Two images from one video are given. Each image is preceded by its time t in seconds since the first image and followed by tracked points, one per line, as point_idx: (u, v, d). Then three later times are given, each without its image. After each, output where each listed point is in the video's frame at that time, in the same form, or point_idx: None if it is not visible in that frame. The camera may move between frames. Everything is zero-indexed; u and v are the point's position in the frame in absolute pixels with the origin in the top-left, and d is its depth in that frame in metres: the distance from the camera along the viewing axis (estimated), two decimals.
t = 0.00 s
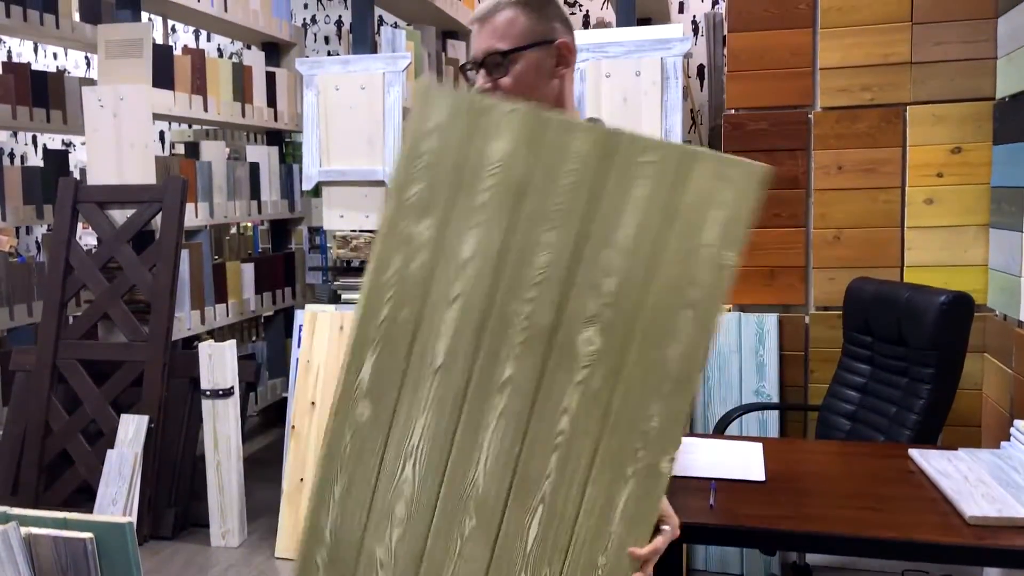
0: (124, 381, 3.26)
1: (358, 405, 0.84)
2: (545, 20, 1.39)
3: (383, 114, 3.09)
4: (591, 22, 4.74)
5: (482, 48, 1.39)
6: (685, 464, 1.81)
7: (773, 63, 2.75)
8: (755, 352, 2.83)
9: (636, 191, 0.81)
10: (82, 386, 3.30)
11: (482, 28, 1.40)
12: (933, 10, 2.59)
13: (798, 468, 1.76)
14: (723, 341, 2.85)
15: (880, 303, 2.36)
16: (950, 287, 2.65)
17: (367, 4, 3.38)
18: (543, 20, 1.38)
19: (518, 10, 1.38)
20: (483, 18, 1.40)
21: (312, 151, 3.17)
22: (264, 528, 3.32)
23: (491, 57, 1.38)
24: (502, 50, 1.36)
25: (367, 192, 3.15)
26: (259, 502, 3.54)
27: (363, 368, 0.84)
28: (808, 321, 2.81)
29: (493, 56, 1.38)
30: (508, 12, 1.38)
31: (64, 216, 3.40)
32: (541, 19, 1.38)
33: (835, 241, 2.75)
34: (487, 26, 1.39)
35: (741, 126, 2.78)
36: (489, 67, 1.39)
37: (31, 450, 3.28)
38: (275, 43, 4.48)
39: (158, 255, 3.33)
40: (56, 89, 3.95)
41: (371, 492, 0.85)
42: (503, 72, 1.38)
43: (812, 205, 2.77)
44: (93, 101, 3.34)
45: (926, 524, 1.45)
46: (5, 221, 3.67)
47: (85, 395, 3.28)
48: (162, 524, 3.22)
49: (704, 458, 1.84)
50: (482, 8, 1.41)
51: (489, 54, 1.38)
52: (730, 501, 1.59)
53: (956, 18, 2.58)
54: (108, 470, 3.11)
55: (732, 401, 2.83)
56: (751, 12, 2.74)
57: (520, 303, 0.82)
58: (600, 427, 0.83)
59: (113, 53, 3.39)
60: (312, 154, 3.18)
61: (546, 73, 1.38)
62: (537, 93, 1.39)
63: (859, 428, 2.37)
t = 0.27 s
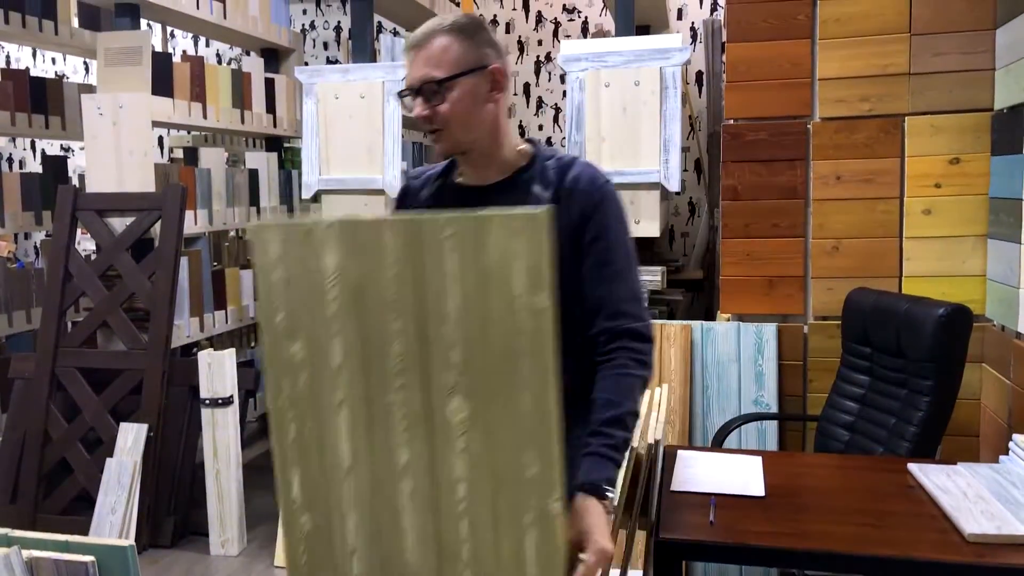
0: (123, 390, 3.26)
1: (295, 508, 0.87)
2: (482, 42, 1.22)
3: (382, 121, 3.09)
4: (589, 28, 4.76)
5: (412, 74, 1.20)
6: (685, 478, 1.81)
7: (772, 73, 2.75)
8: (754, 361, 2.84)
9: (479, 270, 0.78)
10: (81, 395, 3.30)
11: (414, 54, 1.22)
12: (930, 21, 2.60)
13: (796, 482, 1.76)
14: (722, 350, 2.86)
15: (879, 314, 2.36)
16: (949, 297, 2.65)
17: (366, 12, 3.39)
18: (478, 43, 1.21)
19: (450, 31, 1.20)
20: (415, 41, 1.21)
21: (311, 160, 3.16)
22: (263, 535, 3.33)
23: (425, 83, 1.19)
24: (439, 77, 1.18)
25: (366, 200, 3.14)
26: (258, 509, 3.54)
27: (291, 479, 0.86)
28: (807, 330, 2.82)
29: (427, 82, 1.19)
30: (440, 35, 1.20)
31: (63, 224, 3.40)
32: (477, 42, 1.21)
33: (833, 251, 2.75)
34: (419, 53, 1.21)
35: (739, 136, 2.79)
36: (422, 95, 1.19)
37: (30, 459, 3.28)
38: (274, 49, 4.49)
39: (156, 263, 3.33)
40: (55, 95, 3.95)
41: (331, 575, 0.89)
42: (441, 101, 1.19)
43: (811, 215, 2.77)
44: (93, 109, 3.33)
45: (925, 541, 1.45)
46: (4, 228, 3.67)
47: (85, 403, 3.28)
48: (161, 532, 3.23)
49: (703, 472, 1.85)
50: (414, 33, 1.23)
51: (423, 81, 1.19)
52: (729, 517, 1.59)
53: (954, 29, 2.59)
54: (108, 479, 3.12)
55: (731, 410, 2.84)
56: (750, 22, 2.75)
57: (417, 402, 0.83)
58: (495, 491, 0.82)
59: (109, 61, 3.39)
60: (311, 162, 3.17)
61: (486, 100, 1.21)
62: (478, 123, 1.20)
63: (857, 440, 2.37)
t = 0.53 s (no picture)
0: (122, 394, 3.26)
1: (234, 546, 1.22)
2: (370, 74, 1.24)
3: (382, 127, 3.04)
4: (588, 31, 4.76)
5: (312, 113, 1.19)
6: (687, 486, 1.82)
7: (772, 79, 2.75)
8: (754, 366, 2.84)
9: (332, 378, 1.08)
10: (79, 399, 3.29)
11: (310, 92, 1.20)
12: (930, 27, 2.61)
13: (796, 490, 1.77)
14: (722, 356, 2.87)
15: (879, 320, 2.36)
16: (949, 303, 2.66)
17: (365, 16, 3.38)
18: (368, 75, 1.23)
19: (342, 66, 1.21)
20: (314, 75, 1.20)
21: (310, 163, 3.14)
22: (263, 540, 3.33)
23: (328, 121, 1.19)
24: (345, 113, 1.19)
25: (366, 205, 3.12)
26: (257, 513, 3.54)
27: (228, 523, 1.20)
28: (807, 335, 2.83)
29: (331, 120, 1.19)
30: (335, 71, 1.20)
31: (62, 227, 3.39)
32: (368, 74, 1.23)
33: (833, 256, 2.75)
34: (316, 91, 1.20)
35: (739, 142, 2.79)
36: (325, 132, 1.19)
37: (29, 463, 3.27)
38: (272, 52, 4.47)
39: (155, 267, 3.31)
40: (53, 98, 3.94)
41: None
42: (347, 137, 1.20)
43: (811, 220, 2.77)
44: (91, 113, 3.31)
45: (925, 551, 1.46)
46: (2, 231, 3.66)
47: (83, 408, 3.27)
48: (160, 537, 3.23)
49: (706, 480, 1.85)
50: (303, 68, 1.21)
51: (324, 119, 1.19)
52: (730, 526, 1.59)
53: (954, 36, 2.59)
54: (107, 483, 3.11)
55: (731, 415, 2.85)
56: (750, 28, 2.75)
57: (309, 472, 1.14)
58: (365, 531, 1.13)
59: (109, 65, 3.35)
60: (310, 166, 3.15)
61: (383, 130, 1.24)
62: (377, 153, 1.24)
63: (856, 446, 2.38)
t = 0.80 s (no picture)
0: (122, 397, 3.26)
1: None
2: (297, 98, 1.35)
3: (383, 130, 3.06)
4: (587, 33, 4.77)
5: (246, 140, 1.30)
6: (690, 491, 1.82)
7: (772, 83, 2.76)
8: (754, 369, 2.85)
9: (273, 473, 1.13)
10: (80, 402, 3.30)
11: (241, 119, 1.30)
12: (930, 32, 2.62)
13: (796, 494, 1.78)
14: (722, 358, 2.88)
15: (879, 324, 2.37)
16: (949, 306, 2.67)
17: (366, 19, 3.39)
18: (295, 99, 1.35)
19: (271, 93, 1.31)
20: (240, 102, 1.29)
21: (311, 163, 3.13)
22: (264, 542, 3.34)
23: (264, 148, 1.31)
24: (280, 139, 1.31)
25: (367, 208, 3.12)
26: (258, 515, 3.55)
27: None
28: (807, 338, 2.84)
29: (265, 147, 1.31)
30: (267, 99, 1.31)
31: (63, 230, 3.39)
32: (295, 100, 1.34)
33: (833, 259, 2.76)
34: (248, 119, 1.30)
35: (740, 145, 2.80)
36: (261, 158, 1.31)
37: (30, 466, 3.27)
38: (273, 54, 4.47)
39: (156, 270, 3.31)
40: (53, 100, 3.94)
41: None
42: (282, 160, 1.33)
43: (811, 223, 2.78)
44: (92, 115, 3.33)
45: (926, 555, 1.46)
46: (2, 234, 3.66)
47: (84, 410, 3.27)
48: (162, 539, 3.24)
49: (707, 484, 1.86)
50: (232, 95, 1.30)
51: (259, 145, 1.30)
52: (732, 531, 1.60)
53: (954, 40, 2.60)
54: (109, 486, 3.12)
55: (731, 418, 2.86)
56: (750, 32, 2.75)
57: (231, 550, 1.20)
58: None
59: (111, 67, 3.35)
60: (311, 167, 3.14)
61: (314, 149, 1.38)
62: (310, 172, 1.37)
63: (857, 449, 2.38)
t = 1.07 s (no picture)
0: (122, 398, 3.26)
1: None
2: (271, 109, 1.36)
3: (382, 131, 3.06)
4: (586, 34, 4.78)
5: (220, 150, 1.30)
6: (689, 491, 1.83)
7: (771, 85, 2.77)
8: (753, 369, 2.86)
9: (200, 510, 1.27)
10: (80, 402, 3.30)
11: (215, 129, 1.30)
12: (928, 34, 2.63)
13: (794, 494, 1.79)
14: (721, 359, 2.89)
15: (878, 325, 2.38)
16: (947, 307, 2.68)
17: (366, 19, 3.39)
18: (269, 110, 1.36)
19: (246, 103, 1.31)
20: (214, 111, 1.29)
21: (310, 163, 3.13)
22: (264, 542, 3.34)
23: (238, 158, 1.31)
24: (255, 149, 1.32)
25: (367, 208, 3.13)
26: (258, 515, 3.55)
27: None
28: (805, 339, 2.85)
29: (239, 157, 1.31)
30: (241, 108, 1.31)
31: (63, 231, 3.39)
32: (269, 110, 1.35)
33: (831, 260, 2.77)
34: (222, 128, 1.29)
35: (739, 146, 2.81)
36: (235, 168, 1.31)
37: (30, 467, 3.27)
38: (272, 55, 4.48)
39: (156, 270, 3.30)
40: (53, 101, 3.93)
41: None
42: (256, 170, 1.33)
43: (809, 224, 2.79)
44: (91, 116, 3.34)
45: (925, 555, 1.47)
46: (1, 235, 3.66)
47: (84, 411, 3.28)
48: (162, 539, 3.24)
49: (707, 485, 1.86)
50: (205, 104, 1.29)
51: (233, 156, 1.31)
52: (732, 531, 1.61)
53: (952, 42, 2.61)
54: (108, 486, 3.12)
55: (730, 418, 2.87)
56: (750, 33, 2.76)
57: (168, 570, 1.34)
58: None
59: (110, 68, 3.35)
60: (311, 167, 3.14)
61: (287, 159, 1.39)
62: (283, 183, 1.38)
63: (855, 449, 2.39)
